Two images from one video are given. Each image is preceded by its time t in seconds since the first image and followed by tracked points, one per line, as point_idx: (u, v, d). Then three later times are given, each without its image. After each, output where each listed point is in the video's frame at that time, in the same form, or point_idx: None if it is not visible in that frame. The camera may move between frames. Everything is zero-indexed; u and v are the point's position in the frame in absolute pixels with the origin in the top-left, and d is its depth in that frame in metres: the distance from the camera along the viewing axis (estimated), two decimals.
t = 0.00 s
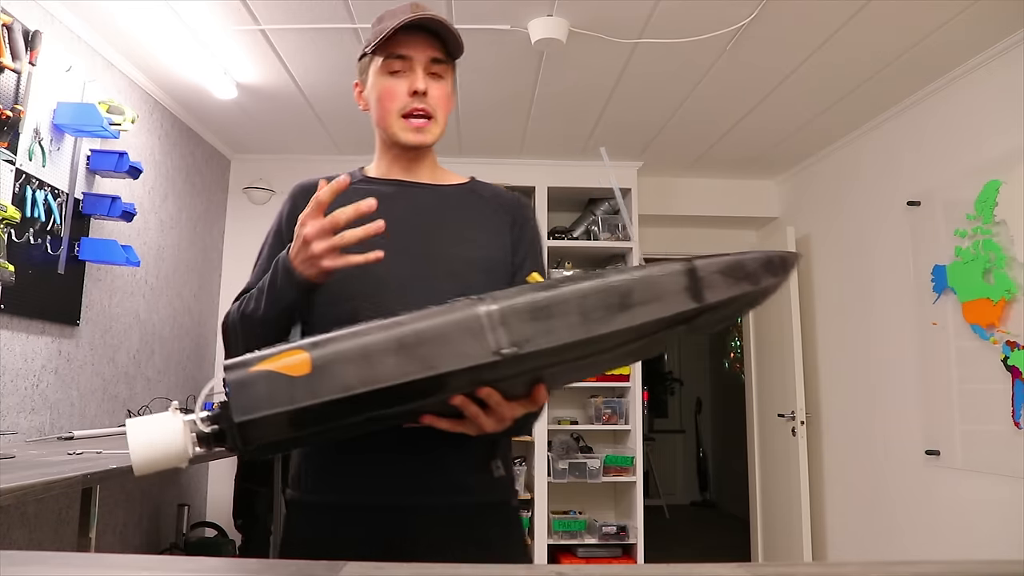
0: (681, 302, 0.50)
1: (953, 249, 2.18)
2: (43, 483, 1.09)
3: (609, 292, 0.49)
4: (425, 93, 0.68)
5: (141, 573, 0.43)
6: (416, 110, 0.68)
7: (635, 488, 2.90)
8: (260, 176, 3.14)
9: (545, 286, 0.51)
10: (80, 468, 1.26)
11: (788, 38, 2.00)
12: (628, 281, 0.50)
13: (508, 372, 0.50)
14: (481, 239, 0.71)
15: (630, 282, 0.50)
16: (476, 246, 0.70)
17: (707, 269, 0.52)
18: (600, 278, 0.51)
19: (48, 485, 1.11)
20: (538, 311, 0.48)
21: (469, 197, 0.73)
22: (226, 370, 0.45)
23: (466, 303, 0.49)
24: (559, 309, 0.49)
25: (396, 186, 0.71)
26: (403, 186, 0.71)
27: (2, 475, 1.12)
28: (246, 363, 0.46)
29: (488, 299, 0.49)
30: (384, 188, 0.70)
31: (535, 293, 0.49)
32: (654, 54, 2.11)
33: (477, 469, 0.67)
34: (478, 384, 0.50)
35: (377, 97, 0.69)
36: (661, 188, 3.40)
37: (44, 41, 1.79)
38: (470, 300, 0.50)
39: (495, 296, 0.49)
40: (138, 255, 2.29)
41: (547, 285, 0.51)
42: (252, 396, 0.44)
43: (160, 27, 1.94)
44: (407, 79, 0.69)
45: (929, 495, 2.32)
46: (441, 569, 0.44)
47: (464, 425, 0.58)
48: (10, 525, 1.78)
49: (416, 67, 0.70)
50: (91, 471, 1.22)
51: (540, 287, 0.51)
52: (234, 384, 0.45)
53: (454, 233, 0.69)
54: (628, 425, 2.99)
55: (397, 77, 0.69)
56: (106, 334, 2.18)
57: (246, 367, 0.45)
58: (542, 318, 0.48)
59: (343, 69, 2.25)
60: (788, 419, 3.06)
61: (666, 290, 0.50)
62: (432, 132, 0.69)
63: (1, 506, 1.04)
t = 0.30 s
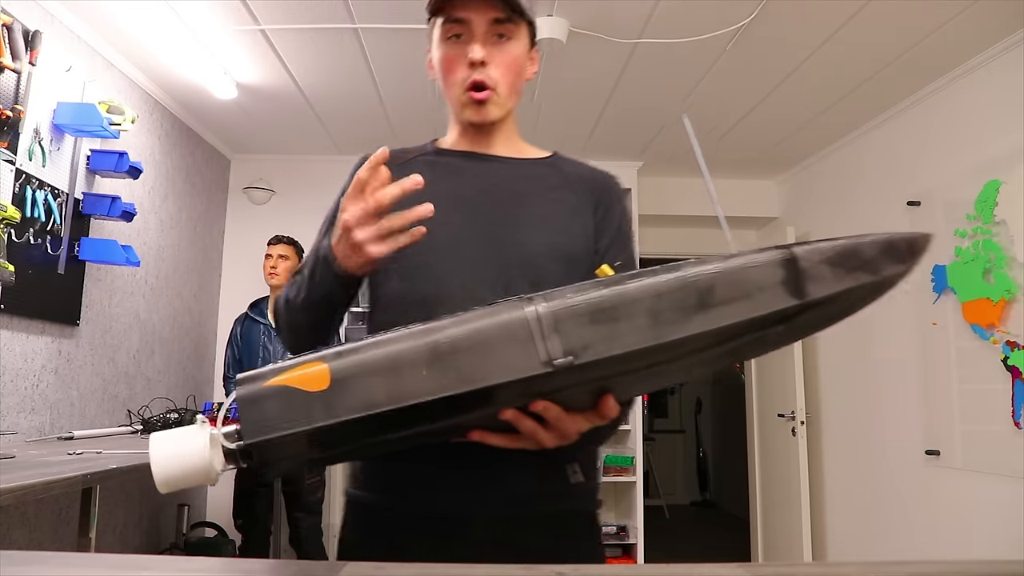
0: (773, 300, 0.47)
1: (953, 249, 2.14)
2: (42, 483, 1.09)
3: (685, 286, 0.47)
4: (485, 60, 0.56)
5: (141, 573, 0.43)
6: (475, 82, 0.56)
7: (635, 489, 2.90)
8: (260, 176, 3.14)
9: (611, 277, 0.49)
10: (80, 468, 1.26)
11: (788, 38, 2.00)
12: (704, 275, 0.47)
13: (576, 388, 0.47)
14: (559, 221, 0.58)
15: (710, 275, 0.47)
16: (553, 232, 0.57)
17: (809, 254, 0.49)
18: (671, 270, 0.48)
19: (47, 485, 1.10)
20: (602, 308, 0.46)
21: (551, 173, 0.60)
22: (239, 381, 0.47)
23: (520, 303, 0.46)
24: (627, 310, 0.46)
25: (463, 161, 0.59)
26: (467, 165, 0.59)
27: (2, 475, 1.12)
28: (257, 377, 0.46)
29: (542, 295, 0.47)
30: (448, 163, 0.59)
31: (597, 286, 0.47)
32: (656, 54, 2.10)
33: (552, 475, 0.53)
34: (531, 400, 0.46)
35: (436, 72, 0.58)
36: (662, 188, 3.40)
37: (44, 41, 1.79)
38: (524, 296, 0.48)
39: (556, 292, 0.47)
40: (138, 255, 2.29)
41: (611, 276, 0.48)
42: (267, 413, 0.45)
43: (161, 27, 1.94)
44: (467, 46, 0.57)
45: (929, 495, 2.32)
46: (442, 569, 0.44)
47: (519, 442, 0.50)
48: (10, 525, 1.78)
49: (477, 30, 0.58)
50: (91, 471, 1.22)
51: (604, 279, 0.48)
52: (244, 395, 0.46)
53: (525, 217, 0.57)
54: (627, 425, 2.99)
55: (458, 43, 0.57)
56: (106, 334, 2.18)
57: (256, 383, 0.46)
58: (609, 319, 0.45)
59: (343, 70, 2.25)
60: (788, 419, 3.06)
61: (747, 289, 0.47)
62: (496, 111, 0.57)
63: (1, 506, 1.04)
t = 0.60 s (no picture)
0: (843, 322, 0.37)
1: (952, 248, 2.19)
2: (43, 483, 1.09)
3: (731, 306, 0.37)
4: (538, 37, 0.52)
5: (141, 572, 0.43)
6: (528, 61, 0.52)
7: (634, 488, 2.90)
8: (260, 176, 3.14)
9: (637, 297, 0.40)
10: (80, 467, 1.26)
11: (788, 38, 2.00)
12: (755, 289, 0.37)
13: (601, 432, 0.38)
14: (614, 206, 0.53)
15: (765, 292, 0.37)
16: (608, 217, 0.52)
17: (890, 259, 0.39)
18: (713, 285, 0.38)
19: (48, 485, 1.11)
20: (624, 337, 0.37)
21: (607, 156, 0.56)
22: (219, 428, 0.40)
23: (522, 332, 0.38)
24: (651, 340, 0.37)
25: (511, 142, 0.56)
26: (517, 145, 0.55)
27: (2, 475, 1.12)
28: (239, 427, 0.40)
29: (550, 321, 0.39)
30: (495, 145, 0.56)
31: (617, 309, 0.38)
32: (655, 54, 2.11)
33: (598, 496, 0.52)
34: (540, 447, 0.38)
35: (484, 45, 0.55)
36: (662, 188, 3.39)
37: (44, 41, 1.79)
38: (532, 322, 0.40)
39: (566, 317, 0.39)
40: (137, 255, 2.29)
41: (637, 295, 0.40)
42: (245, 463, 0.39)
43: (160, 27, 1.94)
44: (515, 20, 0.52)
45: (929, 495, 2.32)
46: (440, 568, 0.44)
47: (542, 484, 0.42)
48: (10, 525, 1.78)
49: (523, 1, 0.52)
50: (91, 471, 1.22)
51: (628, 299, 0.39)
52: (228, 442, 0.39)
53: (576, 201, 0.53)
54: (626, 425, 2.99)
55: (504, 16, 0.53)
56: (106, 334, 2.18)
57: (233, 428, 0.40)
58: (632, 350, 0.36)
59: (343, 70, 2.25)
60: (788, 419, 3.06)
61: (811, 309, 0.37)
62: (547, 87, 0.54)
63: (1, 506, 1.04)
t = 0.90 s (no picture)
0: (849, 364, 0.33)
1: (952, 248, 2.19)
2: (43, 483, 1.09)
3: (715, 339, 0.33)
4: (537, 24, 0.55)
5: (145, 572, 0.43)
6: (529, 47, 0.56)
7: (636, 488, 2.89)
8: (260, 176, 3.14)
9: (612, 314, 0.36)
10: (79, 468, 1.26)
11: (788, 38, 2.00)
12: (741, 318, 0.33)
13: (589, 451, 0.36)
14: (616, 202, 0.58)
15: (752, 321, 0.33)
16: (608, 215, 0.58)
17: (930, 286, 0.34)
18: (697, 310, 0.34)
19: (48, 485, 1.11)
20: (590, 370, 0.33)
21: (611, 147, 0.61)
22: (139, 441, 0.35)
23: (477, 353, 0.34)
24: (623, 373, 0.33)
25: (518, 137, 0.61)
26: (523, 140, 0.61)
27: (2, 475, 1.12)
28: (160, 441, 0.34)
29: (511, 341, 0.34)
30: (502, 139, 0.61)
31: (586, 333, 0.34)
32: (655, 54, 2.10)
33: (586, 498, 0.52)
34: (504, 470, 0.36)
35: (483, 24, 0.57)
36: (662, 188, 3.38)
37: (44, 41, 1.79)
38: (493, 338, 0.35)
39: (529, 336, 0.35)
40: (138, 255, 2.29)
41: (613, 313, 0.35)
42: (160, 486, 0.34)
43: (160, 27, 1.94)
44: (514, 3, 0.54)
45: (929, 495, 2.32)
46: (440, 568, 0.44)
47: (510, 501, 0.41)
48: (10, 525, 1.78)
49: None
50: (91, 471, 1.21)
51: (602, 319, 0.35)
52: (144, 460, 0.34)
53: (579, 202, 0.59)
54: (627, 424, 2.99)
55: None
56: (106, 334, 2.18)
57: (152, 440, 0.35)
58: (597, 386, 0.32)
59: (343, 70, 2.25)
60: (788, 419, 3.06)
61: (806, 346, 0.33)
62: (547, 70, 0.57)
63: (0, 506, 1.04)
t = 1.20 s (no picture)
0: (866, 391, 0.33)
1: (953, 249, 2.19)
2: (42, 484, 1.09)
3: (703, 361, 0.33)
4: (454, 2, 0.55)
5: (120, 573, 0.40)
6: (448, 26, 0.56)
7: (636, 488, 2.89)
8: (260, 176, 3.13)
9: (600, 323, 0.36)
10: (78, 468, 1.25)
11: (787, 38, 2.00)
12: (727, 339, 0.34)
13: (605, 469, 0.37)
14: (564, 190, 0.59)
15: (742, 343, 0.33)
16: (556, 203, 0.59)
17: (947, 316, 0.34)
18: (689, 326, 0.35)
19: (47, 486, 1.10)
20: (577, 387, 0.33)
21: (555, 133, 0.61)
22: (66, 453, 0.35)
23: (458, 364, 0.34)
24: (623, 393, 0.33)
25: (454, 129, 0.61)
26: (459, 128, 0.61)
27: (1, 476, 1.12)
28: (89, 453, 0.34)
29: (495, 352, 0.35)
30: (438, 136, 0.61)
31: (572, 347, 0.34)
32: (655, 54, 2.10)
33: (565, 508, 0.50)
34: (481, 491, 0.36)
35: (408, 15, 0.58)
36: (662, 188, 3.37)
37: (44, 41, 1.79)
38: (476, 345, 0.36)
39: (514, 347, 0.35)
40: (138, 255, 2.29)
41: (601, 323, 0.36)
42: (89, 501, 0.34)
43: (160, 26, 1.94)
44: None
45: (929, 495, 2.32)
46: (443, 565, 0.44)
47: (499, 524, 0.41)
48: (10, 526, 1.78)
49: None
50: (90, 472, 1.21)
51: (593, 329, 0.35)
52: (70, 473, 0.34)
53: (525, 191, 0.59)
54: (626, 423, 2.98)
55: None
56: (106, 334, 2.18)
57: (81, 448, 0.35)
58: (587, 407, 0.33)
59: (342, 70, 2.25)
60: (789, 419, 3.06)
61: (795, 371, 0.33)
62: (468, 51, 0.57)
63: None
